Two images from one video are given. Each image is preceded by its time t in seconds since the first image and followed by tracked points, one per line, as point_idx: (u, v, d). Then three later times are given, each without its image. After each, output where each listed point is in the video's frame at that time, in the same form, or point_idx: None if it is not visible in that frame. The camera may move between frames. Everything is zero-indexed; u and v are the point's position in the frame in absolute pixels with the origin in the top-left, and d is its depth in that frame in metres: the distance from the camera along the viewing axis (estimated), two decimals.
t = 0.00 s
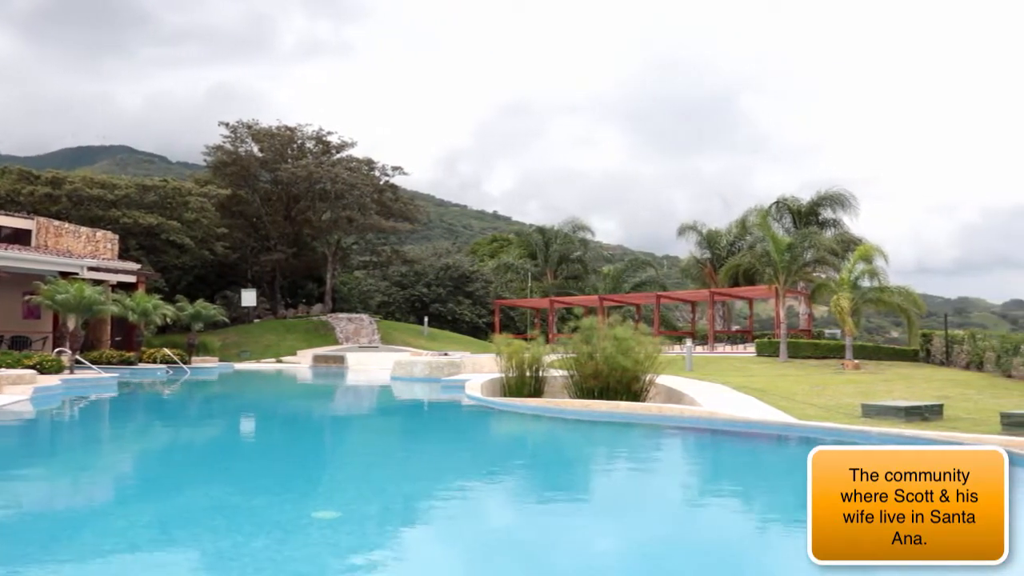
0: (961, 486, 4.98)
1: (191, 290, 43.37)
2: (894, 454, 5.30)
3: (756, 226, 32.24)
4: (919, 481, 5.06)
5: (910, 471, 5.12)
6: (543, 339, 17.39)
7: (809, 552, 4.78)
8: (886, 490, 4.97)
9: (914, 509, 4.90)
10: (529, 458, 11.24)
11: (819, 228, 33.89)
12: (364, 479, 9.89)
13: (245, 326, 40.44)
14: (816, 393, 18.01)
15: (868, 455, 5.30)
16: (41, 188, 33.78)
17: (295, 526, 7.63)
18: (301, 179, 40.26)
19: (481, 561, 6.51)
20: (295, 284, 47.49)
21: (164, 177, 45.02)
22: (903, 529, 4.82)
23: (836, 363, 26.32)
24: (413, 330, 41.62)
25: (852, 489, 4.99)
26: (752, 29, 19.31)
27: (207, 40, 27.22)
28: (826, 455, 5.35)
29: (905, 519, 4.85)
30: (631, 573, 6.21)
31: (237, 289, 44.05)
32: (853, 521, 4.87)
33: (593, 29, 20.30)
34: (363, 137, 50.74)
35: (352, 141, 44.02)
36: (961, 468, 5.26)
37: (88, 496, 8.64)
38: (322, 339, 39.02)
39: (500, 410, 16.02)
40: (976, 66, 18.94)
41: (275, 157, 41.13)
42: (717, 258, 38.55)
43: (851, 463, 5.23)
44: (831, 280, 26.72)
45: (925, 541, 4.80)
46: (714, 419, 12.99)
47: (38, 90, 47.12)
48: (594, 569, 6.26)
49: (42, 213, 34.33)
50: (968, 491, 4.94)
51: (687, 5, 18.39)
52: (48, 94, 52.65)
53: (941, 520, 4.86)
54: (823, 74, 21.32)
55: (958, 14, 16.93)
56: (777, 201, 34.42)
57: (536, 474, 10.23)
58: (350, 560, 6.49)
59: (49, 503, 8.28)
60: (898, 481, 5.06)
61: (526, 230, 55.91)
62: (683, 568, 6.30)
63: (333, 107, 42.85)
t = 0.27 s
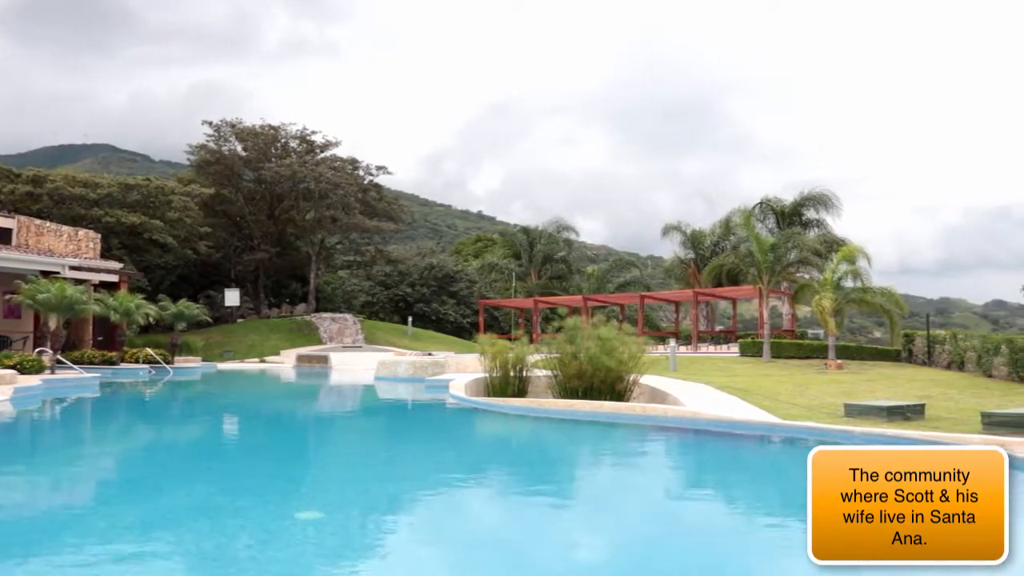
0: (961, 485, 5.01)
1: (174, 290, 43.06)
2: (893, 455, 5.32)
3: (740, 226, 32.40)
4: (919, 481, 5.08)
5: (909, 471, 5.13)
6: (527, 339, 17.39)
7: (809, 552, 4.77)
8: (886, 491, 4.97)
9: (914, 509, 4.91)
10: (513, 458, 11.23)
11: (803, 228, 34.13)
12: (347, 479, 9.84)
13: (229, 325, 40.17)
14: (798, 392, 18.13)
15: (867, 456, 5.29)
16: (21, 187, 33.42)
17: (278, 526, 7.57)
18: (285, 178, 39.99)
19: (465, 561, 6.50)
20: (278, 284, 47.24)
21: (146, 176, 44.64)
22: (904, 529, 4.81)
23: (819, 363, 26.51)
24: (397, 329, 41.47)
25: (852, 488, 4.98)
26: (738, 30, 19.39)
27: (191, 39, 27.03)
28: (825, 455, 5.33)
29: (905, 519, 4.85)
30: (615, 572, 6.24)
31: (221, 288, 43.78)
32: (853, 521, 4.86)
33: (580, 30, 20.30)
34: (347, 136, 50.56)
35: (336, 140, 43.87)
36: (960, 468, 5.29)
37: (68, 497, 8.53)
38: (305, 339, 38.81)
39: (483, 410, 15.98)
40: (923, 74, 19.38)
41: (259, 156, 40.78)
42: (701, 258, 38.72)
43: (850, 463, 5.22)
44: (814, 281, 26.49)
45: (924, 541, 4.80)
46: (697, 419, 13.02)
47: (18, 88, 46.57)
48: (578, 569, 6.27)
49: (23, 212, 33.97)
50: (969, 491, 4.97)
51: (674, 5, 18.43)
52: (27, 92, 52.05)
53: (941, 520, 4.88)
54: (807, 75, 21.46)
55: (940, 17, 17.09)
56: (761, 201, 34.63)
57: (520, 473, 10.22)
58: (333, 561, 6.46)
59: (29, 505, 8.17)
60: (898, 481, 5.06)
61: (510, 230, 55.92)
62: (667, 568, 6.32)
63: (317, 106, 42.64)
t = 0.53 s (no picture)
0: (961, 485, 4.97)
1: (155, 289, 42.70)
2: (894, 453, 5.27)
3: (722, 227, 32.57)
4: (919, 481, 5.04)
5: (910, 471, 5.09)
6: (510, 339, 17.36)
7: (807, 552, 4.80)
8: (886, 491, 4.95)
9: (914, 510, 4.89)
10: (496, 458, 11.22)
11: (785, 228, 34.36)
12: (328, 480, 9.78)
13: (211, 325, 39.85)
14: (780, 392, 18.24)
15: (867, 454, 5.25)
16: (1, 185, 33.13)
17: (260, 527, 7.50)
18: (267, 177, 39.68)
19: (445, 561, 6.49)
20: (260, 283, 46.96)
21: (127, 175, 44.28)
22: (903, 529, 4.82)
23: (800, 363, 26.68)
24: (378, 329, 41.28)
25: (852, 489, 4.96)
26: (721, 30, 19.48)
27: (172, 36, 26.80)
28: (825, 452, 5.30)
29: (905, 520, 4.85)
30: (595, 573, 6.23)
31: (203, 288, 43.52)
32: (853, 522, 4.87)
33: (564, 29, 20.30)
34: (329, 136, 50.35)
35: (318, 140, 43.68)
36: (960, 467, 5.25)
37: (47, 498, 8.42)
38: (287, 339, 38.57)
39: (464, 410, 15.95)
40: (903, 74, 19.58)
41: (241, 155, 40.49)
42: (683, 258, 38.86)
43: (851, 461, 5.19)
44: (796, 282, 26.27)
45: (924, 541, 4.81)
46: (680, 419, 13.03)
47: None
48: (559, 570, 6.26)
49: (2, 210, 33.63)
50: (969, 491, 4.93)
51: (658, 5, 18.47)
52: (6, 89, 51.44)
53: (940, 521, 4.86)
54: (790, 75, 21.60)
55: (887, 28, 17.68)
56: (743, 202, 34.82)
57: (503, 473, 10.20)
58: (315, 561, 6.41)
59: (6, 506, 8.05)
60: (898, 480, 5.03)
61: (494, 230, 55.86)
62: (648, 569, 6.32)
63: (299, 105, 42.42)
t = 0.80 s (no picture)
0: (961, 485, 4.99)
1: (136, 289, 42.31)
2: (894, 455, 5.31)
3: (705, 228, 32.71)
4: (919, 481, 5.06)
5: (910, 471, 5.12)
6: (493, 339, 17.34)
7: (809, 552, 4.80)
8: (886, 490, 4.96)
9: (914, 509, 4.90)
10: (478, 458, 11.21)
11: (767, 229, 34.59)
12: (311, 480, 9.72)
13: (193, 324, 39.52)
14: (762, 392, 18.36)
15: (867, 456, 5.29)
16: None
17: (242, 528, 7.44)
18: (250, 176, 39.37)
19: (428, 561, 6.48)
20: (242, 283, 46.68)
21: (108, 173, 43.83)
22: (903, 529, 4.82)
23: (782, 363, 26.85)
24: (361, 329, 41.09)
25: (852, 488, 4.98)
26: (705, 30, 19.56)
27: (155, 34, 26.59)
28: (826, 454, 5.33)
29: (905, 519, 4.85)
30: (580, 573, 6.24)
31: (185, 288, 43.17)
32: (853, 521, 4.88)
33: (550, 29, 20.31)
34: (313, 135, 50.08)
35: (302, 138, 43.40)
36: (960, 467, 5.28)
37: (25, 500, 8.29)
38: (269, 338, 38.33)
39: (447, 410, 15.92)
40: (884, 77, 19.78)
41: (224, 154, 40.08)
42: (666, 258, 39.00)
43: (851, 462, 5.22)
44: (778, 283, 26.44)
45: (924, 541, 4.81)
46: (663, 419, 13.08)
47: None
48: (544, 569, 6.27)
49: None
50: (969, 491, 4.95)
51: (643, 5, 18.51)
52: None
53: (941, 520, 4.87)
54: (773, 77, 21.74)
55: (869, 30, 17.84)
56: (726, 202, 35.02)
57: (486, 473, 10.19)
58: (298, 562, 6.37)
59: None
60: (898, 481, 5.05)
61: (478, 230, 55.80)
62: (632, 569, 6.33)
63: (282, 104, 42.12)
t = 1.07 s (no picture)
0: (961, 485, 4.73)
1: (115, 288, 41.89)
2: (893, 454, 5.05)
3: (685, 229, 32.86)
4: (919, 481, 4.80)
5: (909, 470, 4.87)
6: (474, 339, 17.33)
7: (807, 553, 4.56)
8: (886, 490, 4.72)
9: (914, 510, 4.66)
10: (460, 458, 11.17)
11: (748, 229, 34.83)
12: (291, 480, 9.64)
13: (172, 324, 39.14)
14: (743, 392, 18.48)
15: (865, 453, 5.03)
16: None
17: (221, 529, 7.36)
18: (230, 175, 39.01)
19: (408, 561, 6.45)
20: (222, 283, 46.35)
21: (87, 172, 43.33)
22: (903, 529, 4.59)
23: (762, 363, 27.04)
24: (341, 328, 40.84)
25: (851, 488, 4.73)
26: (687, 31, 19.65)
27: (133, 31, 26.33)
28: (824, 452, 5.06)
29: (905, 520, 4.62)
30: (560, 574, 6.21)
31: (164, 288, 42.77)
32: (852, 522, 4.64)
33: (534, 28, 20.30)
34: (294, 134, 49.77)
35: (282, 138, 43.10)
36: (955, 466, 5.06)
37: None
38: (249, 338, 38.00)
39: (429, 410, 15.89)
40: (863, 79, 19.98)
41: (204, 153, 39.63)
42: (647, 258, 39.14)
43: (849, 462, 4.96)
44: (758, 283, 26.76)
45: (924, 542, 4.58)
46: (643, 419, 13.11)
47: None
48: (524, 570, 6.24)
49: None
50: (969, 490, 4.70)
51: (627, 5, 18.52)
52: None
53: (941, 521, 4.63)
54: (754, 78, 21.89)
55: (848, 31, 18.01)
56: (707, 203, 35.25)
57: (467, 474, 10.14)
58: (277, 563, 6.30)
59: None
60: (898, 480, 4.80)
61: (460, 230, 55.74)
62: (612, 570, 6.30)
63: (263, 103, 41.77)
